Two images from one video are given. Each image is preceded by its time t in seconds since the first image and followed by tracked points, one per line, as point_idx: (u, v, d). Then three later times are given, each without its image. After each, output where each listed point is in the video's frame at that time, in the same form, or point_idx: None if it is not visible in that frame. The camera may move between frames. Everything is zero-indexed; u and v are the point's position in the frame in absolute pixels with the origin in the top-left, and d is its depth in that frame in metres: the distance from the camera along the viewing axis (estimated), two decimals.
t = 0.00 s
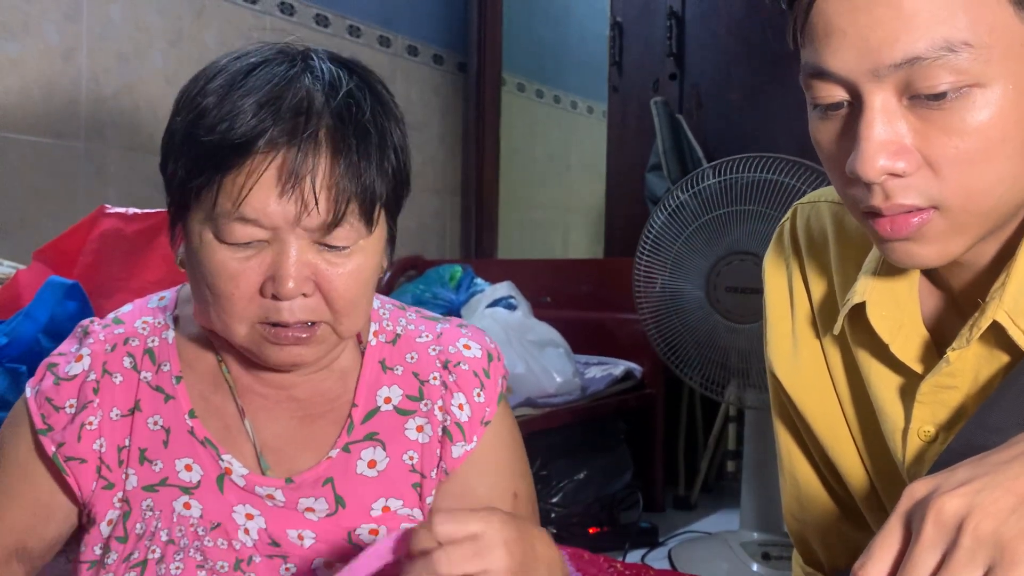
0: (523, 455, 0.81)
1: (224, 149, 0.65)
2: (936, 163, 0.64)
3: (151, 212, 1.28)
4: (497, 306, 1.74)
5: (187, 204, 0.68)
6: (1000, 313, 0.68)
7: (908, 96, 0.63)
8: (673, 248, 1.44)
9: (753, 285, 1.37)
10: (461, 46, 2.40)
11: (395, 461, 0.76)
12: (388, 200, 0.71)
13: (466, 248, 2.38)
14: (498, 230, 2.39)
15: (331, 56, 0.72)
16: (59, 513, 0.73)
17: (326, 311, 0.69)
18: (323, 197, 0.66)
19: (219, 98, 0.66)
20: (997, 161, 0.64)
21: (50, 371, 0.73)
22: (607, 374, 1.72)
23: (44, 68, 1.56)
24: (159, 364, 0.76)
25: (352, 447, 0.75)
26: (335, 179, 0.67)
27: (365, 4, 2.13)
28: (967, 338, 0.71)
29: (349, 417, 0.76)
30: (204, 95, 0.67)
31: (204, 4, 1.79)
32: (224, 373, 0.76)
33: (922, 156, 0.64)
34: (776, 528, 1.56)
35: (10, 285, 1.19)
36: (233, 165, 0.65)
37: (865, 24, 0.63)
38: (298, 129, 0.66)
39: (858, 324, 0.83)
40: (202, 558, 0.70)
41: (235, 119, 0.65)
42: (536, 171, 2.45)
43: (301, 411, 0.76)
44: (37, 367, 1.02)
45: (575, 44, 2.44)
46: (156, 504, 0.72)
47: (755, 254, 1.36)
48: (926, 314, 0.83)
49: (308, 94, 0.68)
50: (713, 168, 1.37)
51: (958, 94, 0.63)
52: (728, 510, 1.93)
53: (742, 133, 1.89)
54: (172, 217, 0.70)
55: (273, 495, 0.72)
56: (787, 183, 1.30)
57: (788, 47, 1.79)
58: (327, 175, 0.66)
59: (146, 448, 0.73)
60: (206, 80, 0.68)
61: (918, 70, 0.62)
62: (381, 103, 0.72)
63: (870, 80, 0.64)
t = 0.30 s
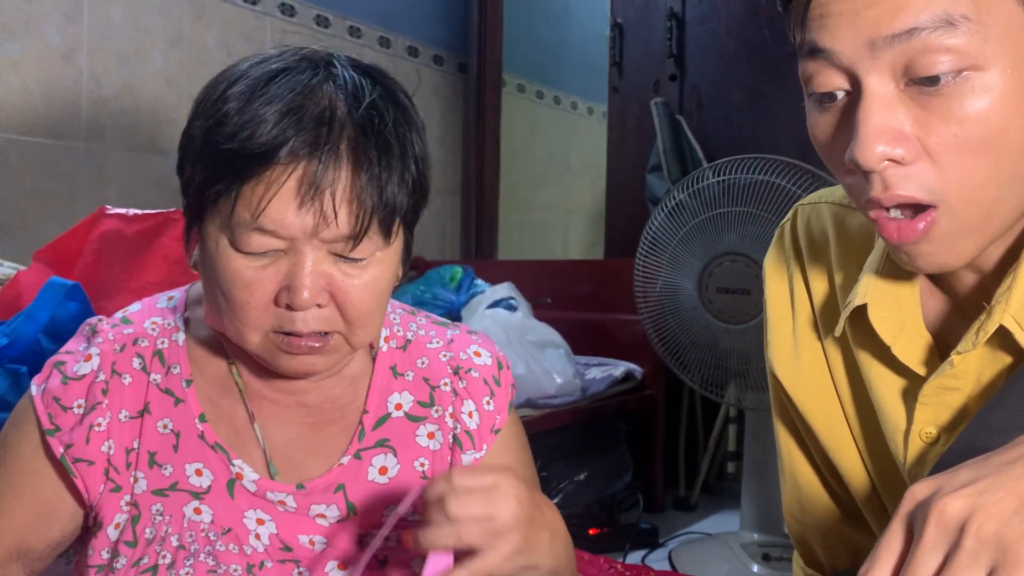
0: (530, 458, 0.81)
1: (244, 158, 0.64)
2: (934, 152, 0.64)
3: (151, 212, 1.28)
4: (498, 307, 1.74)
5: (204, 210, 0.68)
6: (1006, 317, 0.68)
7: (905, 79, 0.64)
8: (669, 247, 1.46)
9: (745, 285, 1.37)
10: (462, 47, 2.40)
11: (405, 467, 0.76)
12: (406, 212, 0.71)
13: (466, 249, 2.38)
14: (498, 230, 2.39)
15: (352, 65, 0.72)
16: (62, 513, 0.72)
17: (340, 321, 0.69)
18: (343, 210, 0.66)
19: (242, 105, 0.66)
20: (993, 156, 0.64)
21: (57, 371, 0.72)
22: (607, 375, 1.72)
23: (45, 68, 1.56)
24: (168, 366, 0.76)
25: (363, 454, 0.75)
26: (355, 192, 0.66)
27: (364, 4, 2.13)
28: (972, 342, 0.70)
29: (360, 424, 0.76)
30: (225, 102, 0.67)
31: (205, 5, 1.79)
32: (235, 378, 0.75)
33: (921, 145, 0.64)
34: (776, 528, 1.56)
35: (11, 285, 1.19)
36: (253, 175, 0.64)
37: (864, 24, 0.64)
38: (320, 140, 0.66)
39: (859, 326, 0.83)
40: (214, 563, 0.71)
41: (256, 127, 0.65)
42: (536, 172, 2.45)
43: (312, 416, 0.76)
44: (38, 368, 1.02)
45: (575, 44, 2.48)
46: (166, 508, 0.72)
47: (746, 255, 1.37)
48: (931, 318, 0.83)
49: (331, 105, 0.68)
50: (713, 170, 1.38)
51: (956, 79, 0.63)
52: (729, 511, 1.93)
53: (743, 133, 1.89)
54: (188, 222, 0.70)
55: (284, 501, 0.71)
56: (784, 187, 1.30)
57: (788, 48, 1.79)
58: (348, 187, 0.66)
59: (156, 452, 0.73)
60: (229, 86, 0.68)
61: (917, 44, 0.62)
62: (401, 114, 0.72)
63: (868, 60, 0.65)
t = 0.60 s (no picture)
0: (527, 461, 0.81)
1: (279, 159, 0.64)
2: (928, 151, 0.64)
3: (150, 212, 1.28)
4: (498, 306, 1.73)
5: (231, 209, 0.67)
6: (1006, 316, 0.68)
7: (897, 82, 0.64)
8: (666, 246, 1.47)
9: (734, 285, 1.38)
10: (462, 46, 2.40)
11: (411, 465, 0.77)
12: (434, 219, 0.71)
13: (466, 248, 2.38)
14: (498, 230, 2.39)
15: (383, 69, 0.72)
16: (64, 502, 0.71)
17: (360, 322, 0.68)
18: (376, 216, 0.66)
19: (277, 107, 0.65)
20: (988, 151, 0.64)
21: (69, 353, 0.72)
22: (607, 375, 1.72)
23: (44, 68, 1.56)
24: (181, 359, 0.76)
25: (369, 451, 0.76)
26: (388, 197, 0.66)
27: (364, 4, 2.13)
28: (972, 341, 0.70)
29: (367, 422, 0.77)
30: (259, 101, 0.66)
31: (205, 6, 1.79)
32: (247, 375, 0.75)
33: (913, 145, 0.64)
34: (776, 528, 1.56)
35: (10, 285, 1.18)
36: (288, 176, 0.64)
37: (858, 23, 0.64)
38: (356, 145, 0.65)
39: (859, 324, 0.83)
40: (217, 559, 0.71)
41: (292, 128, 0.64)
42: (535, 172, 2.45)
43: (321, 416, 0.76)
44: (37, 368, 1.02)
45: (575, 44, 2.43)
46: (170, 501, 0.71)
47: (737, 254, 1.37)
48: (931, 316, 0.83)
49: (366, 109, 0.67)
50: (714, 169, 1.38)
51: (947, 80, 0.63)
52: (728, 511, 1.93)
53: (744, 133, 1.89)
54: (212, 220, 0.69)
55: (288, 499, 0.71)
56: (780, 190, 1.30)
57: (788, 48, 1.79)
58: (382, 192, 0.66)
59: (163, 444, 0.72)
60: (261, 86, 0.67)
61: (907, 51, 0.62)
62: (431, 121, 0.72)
63: (860, 64, 0.65)
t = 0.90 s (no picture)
0: (528, 468, 0.81)
1: (358, 157, 0.64)
2: (919, 153, 0.64)
3: (149, 211, 1.28)
4: (498, 306, 1.73)
5: (292, 203, 0.65)
6: (1009, 314, 0.68)
7: (889, 84, 0.64)
8: (664, 244, 1.49)
9: (726, 283, 1.38)
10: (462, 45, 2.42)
11: (414, 468, 0.76)
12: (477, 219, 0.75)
13: (466, 247, 2.38)
14: (497, 229, 2.39)
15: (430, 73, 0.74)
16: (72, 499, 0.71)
17: (401, 318, 0.68)
18: (440, 218, 0.68)
19: (351, 104, 0.65)
20: (981, 153, 0.64)
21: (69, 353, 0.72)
22: (607, 374, 1.72)
23: (44, 67, 1.55)
24: (183, 358, 0.76)
25: (373, 452, 0.75)
26: (454, 197, 0.69)
27: (364, 2, 2.13)
28: (975, 339, 0.70)
29: (372, 422, 0.76)
30: (328, 97, 0.65)
31: (205, 5, 1.78)
32: (253, 373, 0.75)
33: (904, 146, 0.64)
34: (776, 527, 1.56)
35: (9, 283, 1.17)
36: (365, 175, 0.64)
37: (851, 26, 0.64)
38: (428, 148, 0.67)
39: (861, 323, 0.83)
40: (220, 560, 0.71)
41: (370, 129, 0.65)
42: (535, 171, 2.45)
43: (324, 416, 0.75)
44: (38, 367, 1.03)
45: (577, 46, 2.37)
46: (174, 502, 0.71)
47: (728, 252, 1.38)
48: (933, 316, 0.83)
49: (433, 112, 0.69)
50: (713, 169, 1.39)
51: (939, 83, 0.62)
52: (729, 510, 1.92)
53: (744, 132, 1.89)
54: (258, 212, 0.67)
55: (294, 499, 0.71)
56: (774, 191, 1.31)
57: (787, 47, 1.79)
58: (447, 195, 0.68)
59: (166, 444, 0.72)
60: (326, 82, 0.66)
61: (899, 54, 0.62)
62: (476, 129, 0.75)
63: (854, 67, 0.65)
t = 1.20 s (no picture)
0: (536, 478, 0.82)
1: (379, 160, 0.64)
2: (886, 161, 0.64)
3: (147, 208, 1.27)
4: (498, 305, 1.73)
5: (312, 204, 0.65)
6: (1008, 315, 0.68)
7: (862, 90, 0.64)
8: (663, 242, 1.50)
9: (718, 282, 1.39)
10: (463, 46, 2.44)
11: (425, 476, 0.77)
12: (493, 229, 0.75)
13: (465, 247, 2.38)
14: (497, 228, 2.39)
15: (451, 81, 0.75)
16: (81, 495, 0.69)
17: (417, 323, 0.68)
18: (459, 224, 0.68)
19: (373, 106, 0.65)
20: (949, 164, 0.64)
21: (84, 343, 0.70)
22: (607, 373, 1.72)
23: (44, 66, 1.55)
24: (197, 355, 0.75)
25: (384, 460, 0.75)
26: (474, 204, 0.69)
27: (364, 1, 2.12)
28: (975, 340, 0.70)
29: (383, 429, 0.76)
30: (349, 99, 0.65)
31: (205, 4, 1.78)
32: (266, 373, 0.74)
33: (873, 153, 0.65)
34: (775, 526, 1.56)
35: (10, 282, 1.17)
36: (386, 178, 0.64)
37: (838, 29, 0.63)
38: (449, 154, 0.67)
39: (860, 323, 0.83)
40: (230, 560, 0.72)
41: (391, 132, 0.65)
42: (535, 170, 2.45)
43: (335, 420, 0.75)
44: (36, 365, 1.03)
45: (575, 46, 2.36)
46: (185, 499, 0.71)
47: (720, 251, 1.39)
48: (934, 316, 0.83)
49: (454, 118, 0.69)
50: (712, 169, 1.39)
51: (908, 95, 0.62)
52: (729, 510, 1.92)
53: (744, 131, 1.89)
54: (276, 213, 0.67)
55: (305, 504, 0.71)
56: (766, 191, 1.32)
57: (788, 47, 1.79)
58: (466, 200, 0.68)
59: (180, 441, 0.72)
60: (349, 85, 0.67)
61: (869, 64, 0.62)
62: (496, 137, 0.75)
63: (829, 71, 0.65)
